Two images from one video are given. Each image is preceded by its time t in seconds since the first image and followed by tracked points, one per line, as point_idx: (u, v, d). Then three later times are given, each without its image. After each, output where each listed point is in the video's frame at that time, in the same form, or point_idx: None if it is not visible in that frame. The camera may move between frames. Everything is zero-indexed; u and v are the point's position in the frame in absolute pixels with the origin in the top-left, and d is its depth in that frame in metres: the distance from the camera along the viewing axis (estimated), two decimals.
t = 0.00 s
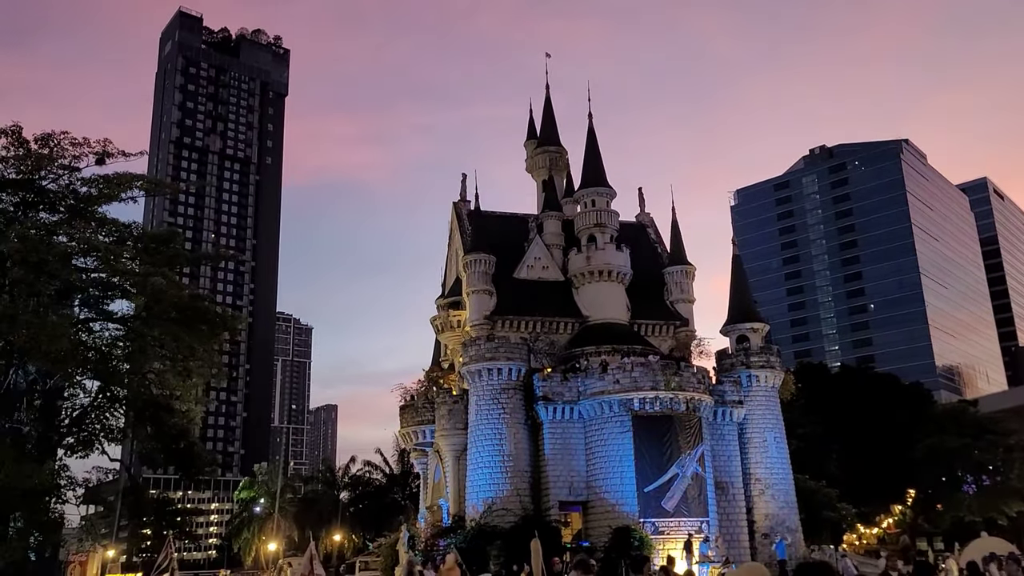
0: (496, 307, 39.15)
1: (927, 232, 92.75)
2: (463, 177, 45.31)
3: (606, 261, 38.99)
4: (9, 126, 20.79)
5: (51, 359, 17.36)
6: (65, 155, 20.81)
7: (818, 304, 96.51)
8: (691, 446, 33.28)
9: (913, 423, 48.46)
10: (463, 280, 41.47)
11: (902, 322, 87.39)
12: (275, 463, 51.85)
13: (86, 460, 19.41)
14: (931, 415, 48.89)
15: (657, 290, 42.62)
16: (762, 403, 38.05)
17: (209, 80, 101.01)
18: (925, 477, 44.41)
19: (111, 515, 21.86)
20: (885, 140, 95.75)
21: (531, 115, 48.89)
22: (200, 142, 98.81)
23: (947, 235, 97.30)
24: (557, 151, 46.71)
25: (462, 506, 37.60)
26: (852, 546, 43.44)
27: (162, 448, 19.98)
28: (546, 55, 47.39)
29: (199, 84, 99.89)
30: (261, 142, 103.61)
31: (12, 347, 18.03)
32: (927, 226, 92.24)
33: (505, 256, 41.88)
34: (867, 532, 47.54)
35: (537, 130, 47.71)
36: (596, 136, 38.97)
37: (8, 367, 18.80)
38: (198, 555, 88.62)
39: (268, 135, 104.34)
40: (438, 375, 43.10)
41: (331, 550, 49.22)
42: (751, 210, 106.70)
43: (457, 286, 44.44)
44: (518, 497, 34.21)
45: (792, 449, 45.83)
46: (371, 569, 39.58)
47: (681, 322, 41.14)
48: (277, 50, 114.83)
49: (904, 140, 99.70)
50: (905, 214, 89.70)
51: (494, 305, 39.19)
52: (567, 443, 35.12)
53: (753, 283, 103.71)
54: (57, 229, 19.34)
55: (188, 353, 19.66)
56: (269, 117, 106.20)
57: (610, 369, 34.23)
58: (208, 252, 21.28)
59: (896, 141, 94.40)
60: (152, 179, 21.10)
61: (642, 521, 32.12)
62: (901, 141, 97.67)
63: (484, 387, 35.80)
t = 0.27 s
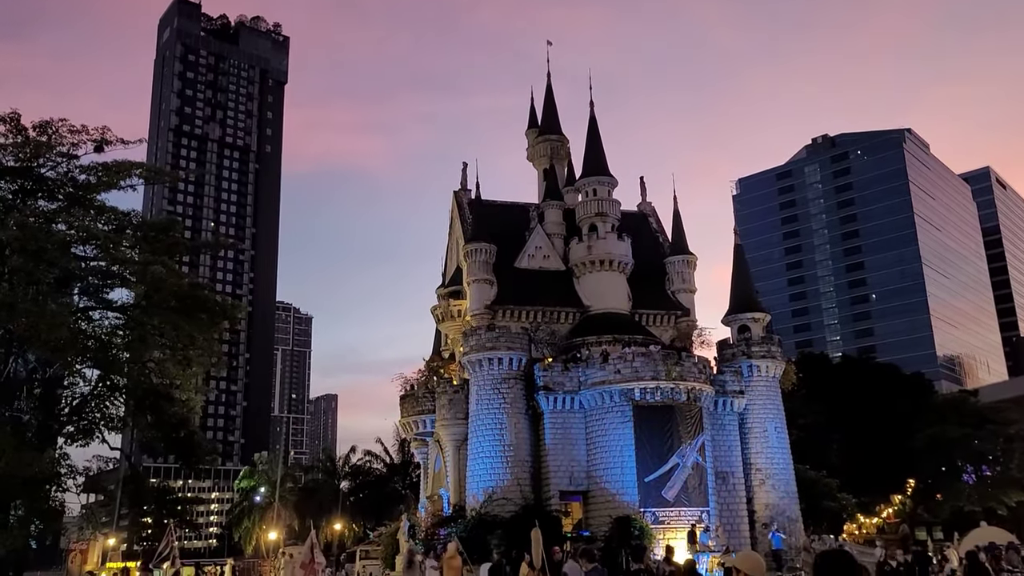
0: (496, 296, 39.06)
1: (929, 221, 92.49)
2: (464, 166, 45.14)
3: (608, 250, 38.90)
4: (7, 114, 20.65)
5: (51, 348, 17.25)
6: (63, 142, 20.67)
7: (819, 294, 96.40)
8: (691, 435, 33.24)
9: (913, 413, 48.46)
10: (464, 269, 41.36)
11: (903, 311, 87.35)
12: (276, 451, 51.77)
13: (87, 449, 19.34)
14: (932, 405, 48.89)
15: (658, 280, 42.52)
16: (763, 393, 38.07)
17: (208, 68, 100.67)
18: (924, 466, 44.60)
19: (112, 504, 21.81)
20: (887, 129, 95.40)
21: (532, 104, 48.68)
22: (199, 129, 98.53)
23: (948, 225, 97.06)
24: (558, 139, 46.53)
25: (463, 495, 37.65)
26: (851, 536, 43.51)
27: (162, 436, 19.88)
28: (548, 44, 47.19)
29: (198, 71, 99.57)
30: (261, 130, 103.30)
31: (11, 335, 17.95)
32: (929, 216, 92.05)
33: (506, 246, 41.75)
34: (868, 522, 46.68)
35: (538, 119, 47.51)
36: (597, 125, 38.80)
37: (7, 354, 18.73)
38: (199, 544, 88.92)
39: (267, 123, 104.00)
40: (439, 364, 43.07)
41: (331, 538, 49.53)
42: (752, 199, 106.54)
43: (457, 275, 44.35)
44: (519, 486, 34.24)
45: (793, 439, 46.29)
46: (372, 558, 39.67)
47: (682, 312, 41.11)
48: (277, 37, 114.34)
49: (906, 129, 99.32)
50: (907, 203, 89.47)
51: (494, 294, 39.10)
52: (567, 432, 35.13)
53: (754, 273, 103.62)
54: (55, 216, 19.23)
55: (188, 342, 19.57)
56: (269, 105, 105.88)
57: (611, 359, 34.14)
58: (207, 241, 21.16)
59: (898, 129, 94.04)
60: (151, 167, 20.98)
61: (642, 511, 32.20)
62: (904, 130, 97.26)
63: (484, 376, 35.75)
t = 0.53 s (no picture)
0: (495, 276, 39.07)
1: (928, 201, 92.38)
2: (462, 144, 44.97)
3: (606, 230, 38.90)
4: (3, 90, 20.53)
5: (49, 326, 17.24)
6: (60, 119, 20.58)
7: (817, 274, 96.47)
8: (688, 415, 33.39)
9: (909, 393, 48.73)
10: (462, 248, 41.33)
11: (900, 292, 87.57)
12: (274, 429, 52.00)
13: (86, 425, 19.38)
14: (927, 385, 49.13)
15: (656, 260, 42.55)
16: (759, 372, 38.22)
17: (205, 44, 99.99)
18: (919, 446, 45.15)
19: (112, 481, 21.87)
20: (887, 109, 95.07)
21: (531, 82, 48.43)
22: (196, 107, 98.04)
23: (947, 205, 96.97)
24: (557, 118, 46.35)
25: (461, 473, 37.87)
26: (846, 514, 43.87)
27: (161, 414, 19.89)
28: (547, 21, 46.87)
29: (195, 48, 98.89)
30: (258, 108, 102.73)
31: (10, 312, 17.96)
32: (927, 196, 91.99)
33: (504, 225, 41.70)
34: (861, 501, 46.30)
35: (537, 97, 47.28)
36: (596, 104, 38.63)
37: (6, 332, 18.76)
38: (198, 520, 89.52)
39: (265, 100, 103.41)
40: (438, 343, 43.17)
41: (330, 514, 49.70)
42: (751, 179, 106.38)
43: (455, 254, 44.34)
44: (516, 465, 34.46)
45: (788, 419, 46.57)
46: (370, 535, 39.97)
47: (680, 292, 41.17)
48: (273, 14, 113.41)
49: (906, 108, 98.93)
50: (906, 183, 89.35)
51: (493, 274, 39.11)
52: (565, 411, 35.31)
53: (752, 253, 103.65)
54: (52, 194, 19.19)
55: (187, 320, 19.55)
56: (266, 82, 105.24)
57: (609, 338, 34.20)
58: (205, 219, 21.10)
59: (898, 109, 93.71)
60: (149, 144, 20.89)
61: (638, 489, 32.45)
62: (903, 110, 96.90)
63: (482, 355, 35.83)
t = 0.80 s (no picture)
0: (491, 259, 39.06)
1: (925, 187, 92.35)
2: (459, 127, 44.79)
3: (603, 214, 38.87)
4: None
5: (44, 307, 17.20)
6: (54, 98, 20.44)
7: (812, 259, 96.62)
8: (683, 399, 33.52)
9: (903, 378, 48.97)
10: (459, 231, 41.25)
11: (896, 278, 87.82)
12: (270, 411, 52.09)
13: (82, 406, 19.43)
14: (921, 370, 49.37)
15: (652, 244, 42.56)
16: (755, 357, 38.36)
17: (200, 24, 99.22)
18: (913, 431, 45.87)
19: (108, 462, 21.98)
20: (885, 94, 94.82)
21: (529, 64, 48.17)
22: (192, 88, 97.43)
23: (944, 191, 96.94)
24: (555, 101, 46.15)
25: (456, 456, 38.02)
26: (840, 498, 44.15)
27: (157, 396, 19.92)
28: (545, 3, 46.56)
29: (190, 28, 98.14)
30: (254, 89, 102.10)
31: (5, 293, 17.93)
32: (924, 182, 91.99)
33: (501, 208, 41.63)
34: (854, 485, 46.78)
35: (535, 80, 47.05)
36: (594, 87, 38.46)
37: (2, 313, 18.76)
38: (194, 502, 89.88)
39: (261, 81, 102.76)
40: (434, 326, 43.20)
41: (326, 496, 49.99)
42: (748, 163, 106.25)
43: (452, 237, 44.28)
44: (512, 448, 34.60)
45: (784, 403, 46.61)
46: (366, 517, 40.20)
47: (677, 276, 41.20)
48: None
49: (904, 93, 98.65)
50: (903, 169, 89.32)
51: (489, 258, 39.09)
52: (560, 394, 35.40)
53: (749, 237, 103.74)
54: (47, 174, 19.10)
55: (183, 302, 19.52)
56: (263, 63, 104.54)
57: (605, 322, 34.22)
58: (201, 201, 20.99)
59: (896, 94, 93.47)
60: (144, 125, 20.75)
61: (633, 472, 32.60)
62: (902, 94, 96.63)
63: (479, 338, 35.88)
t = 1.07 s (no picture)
0: (484, 245, 38.98)
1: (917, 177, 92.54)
2: (453, 112, 44.60)
3: (596, 201, 38.81)
4: None
5: (35, 288, 17.08)
6: (44, 79, 20.26)
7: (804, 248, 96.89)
8: (674, 386, 33.61)
9: (893, 367, 49.18)
10: (452, 216, 41.14)
11: (887, 267, 88.12)
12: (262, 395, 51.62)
13: (72, 388, 19.37)
14: (911, 359, 49.59)
15: (646, 232, 42.55)
16: (746, 345, 38.48)
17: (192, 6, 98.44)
18: (902, 419, 46.20)
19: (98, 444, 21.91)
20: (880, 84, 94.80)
21: (523, 50, 47.96)
22: (183, 69, 96.73)
23: (937, 182, 97.11)
24: (549, 87, 45.98)
25: (448, 442, 38.08)
26: (828, 486, 44.43)
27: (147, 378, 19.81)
28: None
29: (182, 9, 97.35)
30: (246, 72, 101.40)
31: None
32: (917, 172, 92.18)
33: (494, 194, 41.52)
34: (843, 473, 47.27)
35: (529, 65, 46.87)
36: (589, 73, 38.31)
37: None
38: (185, 485, 89.89)
39: (253, 64, 102.03)
40: (426, 312, 43.14)
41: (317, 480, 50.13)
42: (741, 151, 106.28)
43: (445, 223, 44.18)
44: (503, 434, 34.69)
45: (774, 391, 46.80)
46: (357, 501, 40.29)
47: (669, 264, 41.21)
48: None
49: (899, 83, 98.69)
50: (896, 158, 89.44)
51: (482, 244, 39.01)
52: (552, 381, 35.49)
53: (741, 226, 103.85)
54: (36, 154, 18.94)
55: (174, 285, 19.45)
56: (255, 45, 103.79)
57: (597, 310, 34.22)
58: (193, 183, 20.86)
59: (891, 84, 93.45)
60: (135, 106, 20.59)
61: (624, 459, 32.71)
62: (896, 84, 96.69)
63: (471, 324, 35.84)
